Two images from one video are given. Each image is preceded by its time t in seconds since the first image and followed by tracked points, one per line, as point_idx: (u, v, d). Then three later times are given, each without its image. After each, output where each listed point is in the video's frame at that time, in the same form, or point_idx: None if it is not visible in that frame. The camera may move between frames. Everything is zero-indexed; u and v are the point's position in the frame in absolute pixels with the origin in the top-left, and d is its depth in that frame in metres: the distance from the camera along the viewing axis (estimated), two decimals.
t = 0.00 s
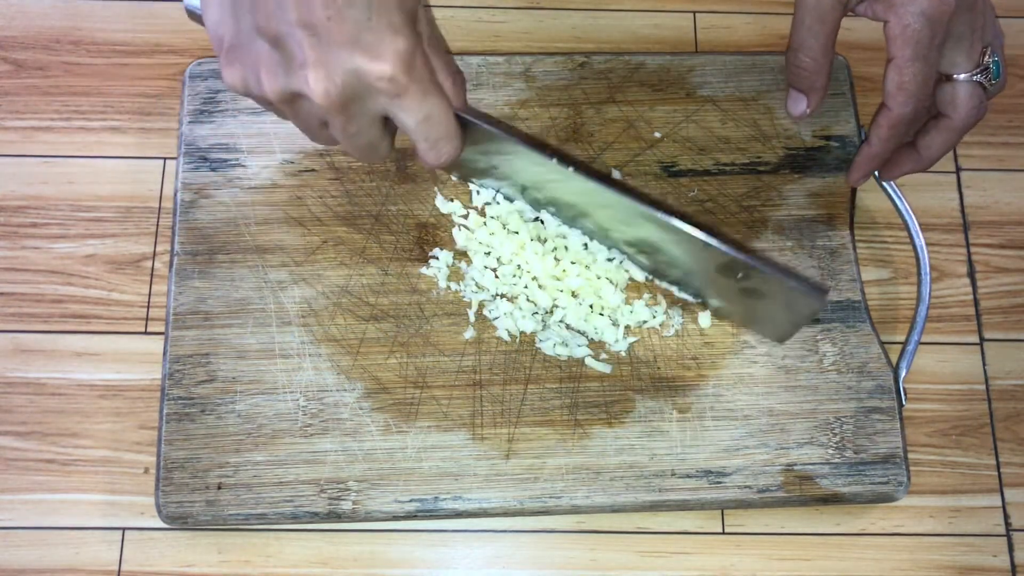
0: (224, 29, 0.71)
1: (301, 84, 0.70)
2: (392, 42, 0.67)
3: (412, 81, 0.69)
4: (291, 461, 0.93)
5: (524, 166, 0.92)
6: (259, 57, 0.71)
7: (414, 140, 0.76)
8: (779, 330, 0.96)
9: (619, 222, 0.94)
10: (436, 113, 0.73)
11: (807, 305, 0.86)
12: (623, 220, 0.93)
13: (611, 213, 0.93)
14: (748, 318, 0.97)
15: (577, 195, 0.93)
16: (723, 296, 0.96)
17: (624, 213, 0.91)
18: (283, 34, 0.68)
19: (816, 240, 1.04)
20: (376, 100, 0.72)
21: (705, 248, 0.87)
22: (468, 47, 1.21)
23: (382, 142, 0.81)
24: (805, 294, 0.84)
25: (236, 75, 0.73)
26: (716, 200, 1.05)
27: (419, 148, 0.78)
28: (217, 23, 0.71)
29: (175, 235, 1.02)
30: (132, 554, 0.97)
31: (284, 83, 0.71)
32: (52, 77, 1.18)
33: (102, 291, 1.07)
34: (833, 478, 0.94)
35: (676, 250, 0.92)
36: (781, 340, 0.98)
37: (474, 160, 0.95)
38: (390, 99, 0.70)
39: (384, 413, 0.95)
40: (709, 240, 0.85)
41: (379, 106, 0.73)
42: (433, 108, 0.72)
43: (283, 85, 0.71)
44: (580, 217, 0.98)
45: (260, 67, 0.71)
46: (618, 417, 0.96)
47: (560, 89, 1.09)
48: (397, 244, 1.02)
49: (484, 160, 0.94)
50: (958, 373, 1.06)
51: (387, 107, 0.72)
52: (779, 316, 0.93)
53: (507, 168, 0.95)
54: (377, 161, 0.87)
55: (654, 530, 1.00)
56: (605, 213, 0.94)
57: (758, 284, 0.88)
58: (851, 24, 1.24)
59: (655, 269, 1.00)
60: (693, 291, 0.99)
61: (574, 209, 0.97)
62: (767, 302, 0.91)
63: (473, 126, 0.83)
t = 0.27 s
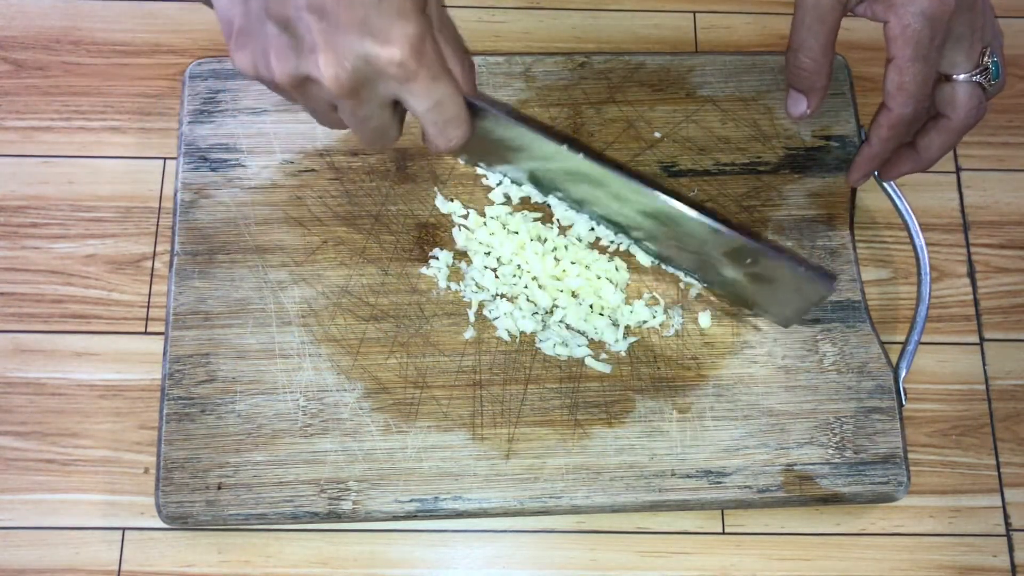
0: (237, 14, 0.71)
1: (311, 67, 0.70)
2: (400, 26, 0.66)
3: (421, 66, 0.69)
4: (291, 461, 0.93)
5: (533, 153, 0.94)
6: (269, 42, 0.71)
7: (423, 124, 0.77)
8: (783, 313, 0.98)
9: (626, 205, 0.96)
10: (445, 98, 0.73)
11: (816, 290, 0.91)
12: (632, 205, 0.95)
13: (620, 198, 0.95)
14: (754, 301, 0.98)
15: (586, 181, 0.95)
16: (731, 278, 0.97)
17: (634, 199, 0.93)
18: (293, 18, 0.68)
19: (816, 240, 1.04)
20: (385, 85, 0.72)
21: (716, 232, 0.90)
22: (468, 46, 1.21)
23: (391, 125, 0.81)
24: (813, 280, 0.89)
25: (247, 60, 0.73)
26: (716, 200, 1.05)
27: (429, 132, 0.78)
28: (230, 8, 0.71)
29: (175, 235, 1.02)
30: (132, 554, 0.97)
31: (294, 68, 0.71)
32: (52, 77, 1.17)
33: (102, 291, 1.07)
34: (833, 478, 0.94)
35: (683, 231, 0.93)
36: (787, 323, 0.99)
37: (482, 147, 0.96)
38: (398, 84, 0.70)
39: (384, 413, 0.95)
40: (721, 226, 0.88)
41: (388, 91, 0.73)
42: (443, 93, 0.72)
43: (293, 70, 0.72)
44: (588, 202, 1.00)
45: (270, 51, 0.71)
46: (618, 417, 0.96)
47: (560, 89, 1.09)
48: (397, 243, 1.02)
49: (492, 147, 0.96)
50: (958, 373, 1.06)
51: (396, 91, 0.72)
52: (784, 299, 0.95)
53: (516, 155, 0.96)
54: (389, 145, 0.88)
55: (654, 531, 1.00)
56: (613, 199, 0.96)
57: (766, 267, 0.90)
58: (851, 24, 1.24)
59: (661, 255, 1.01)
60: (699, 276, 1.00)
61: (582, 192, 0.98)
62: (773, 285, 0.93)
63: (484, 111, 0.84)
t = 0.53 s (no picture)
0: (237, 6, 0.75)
1: (306, 59, 0.72)
2: (394, 19, 0.67)
3: (415, 59, 0.70)
4: (291, 461, 0.93)
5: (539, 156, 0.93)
6: (268, 33, 0.73)
7: (420, 121, 0.77)
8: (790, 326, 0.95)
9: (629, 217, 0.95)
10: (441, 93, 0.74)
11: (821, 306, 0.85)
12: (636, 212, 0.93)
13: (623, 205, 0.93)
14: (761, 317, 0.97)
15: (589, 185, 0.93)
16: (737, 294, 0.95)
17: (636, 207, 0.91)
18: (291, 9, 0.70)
19: (816, 240, 1.04)
20: (380, 79, 0.73)
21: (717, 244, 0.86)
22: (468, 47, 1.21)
23: (390, 123, 0.82)
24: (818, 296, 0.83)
25: (245, 52, 0.76)
26: (716, 200, 1.05)
27: (427, 129, 0.79)
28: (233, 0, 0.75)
29: (175, 235, 1.02)
30: (132, 554, 0.97)
31: (290, 59, 0.73)
32: (52, 77, 1.18)
33: (102, 291, 1.07)
34: (833, 478, 0.94)
35: (686, 244, 0.92)
36: (798, 340, 0.97)
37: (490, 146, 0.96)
38: (393, 77, 0.72)
39: (384, 413, 0.95)
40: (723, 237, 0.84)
41: (384, 86, 0.74)
42: (437, 88, 0.73)
43: (290, 62, 0.74)
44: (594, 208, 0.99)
45: (268, 43, 0.73)
46: (618, 417, 0.95)
47: (560, 89, 1.09)
48: (397, 243, 1.02)
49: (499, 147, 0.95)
50: (958, 373, 1.06)
51: (392, 86, 0.73)
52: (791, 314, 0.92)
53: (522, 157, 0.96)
54: (390, 143, 0.89)
55: (654, 531, 1.00)
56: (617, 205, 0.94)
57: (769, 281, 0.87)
58: (851, 25, 1.24)
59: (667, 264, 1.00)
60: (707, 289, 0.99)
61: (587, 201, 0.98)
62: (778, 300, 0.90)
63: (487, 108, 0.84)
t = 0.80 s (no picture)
0: (219, 22, 0.70)
1: (293, 83, 0.69)
2: (387, 47, 0.66)
3: (407, 88, 0.69)
4: (291, 461, 0.93)
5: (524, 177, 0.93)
6: (252, 53, 0.69)
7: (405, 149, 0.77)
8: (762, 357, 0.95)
9: (611, 240, 0.94)
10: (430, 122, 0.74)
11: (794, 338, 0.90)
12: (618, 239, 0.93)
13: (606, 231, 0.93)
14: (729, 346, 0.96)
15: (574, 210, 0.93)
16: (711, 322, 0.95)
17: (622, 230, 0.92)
18: (278, 32, 0.67)
19: (816, 240, 1.04)
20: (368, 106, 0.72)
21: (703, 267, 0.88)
22: (468, 47, 1.21)
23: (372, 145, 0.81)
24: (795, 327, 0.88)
25: (229, 71, 0.72)
26: (716, 200, 1.05)
27: (412, 157, 0.78)
28: (213, 16, 0.70)
29: (175, 235, 1.02)
30: (132, 554, 0.97)
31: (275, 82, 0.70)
32: (52, 77, 1.17)
33: (102, 291, 1.07)
34: (833, 478, 0.94)
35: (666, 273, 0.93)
36: (762, 371, 0.97)
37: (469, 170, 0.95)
38: (382, 106, 0.70)
39: (384, 413, 0.95)
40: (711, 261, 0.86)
41: (371, 112, 0.73)
42: (427, 117, 0.72)
43: (274, 85, 0.70)
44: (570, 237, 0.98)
45: (252, 64, 0.70)
46: (618, 416, 0.96)
47: (560, 89, 1.09)
48: (397, 244, 1.02)
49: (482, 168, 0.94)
50: (958, 373, 1.06)
51: (379, 114, 0.72)
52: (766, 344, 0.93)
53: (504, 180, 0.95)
54: (370, 167, 0.88)
55: (654, 530, 1.00)
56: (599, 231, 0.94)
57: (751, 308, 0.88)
58: (852, 24, 1.24)
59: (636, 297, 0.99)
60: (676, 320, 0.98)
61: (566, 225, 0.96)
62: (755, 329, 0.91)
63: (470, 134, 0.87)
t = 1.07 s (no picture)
0: (194, 52, 0.70)
1: (268, 115, 0.69)
2: (363, 81, 0.67)
3: (382, 121, 0.70)
4: (291, 461, 0.93)
5: (494, 210, 0.91)
6: (227, 84, 0.69)
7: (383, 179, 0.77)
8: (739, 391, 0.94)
9: (584, 273, 0.92)
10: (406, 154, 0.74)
11: (768, 379, 0.87)
12: (590, 273, 0.91)
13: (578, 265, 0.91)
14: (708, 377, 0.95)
15: (546, 243, 0.92)
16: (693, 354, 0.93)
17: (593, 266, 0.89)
18: (253, 64, 0.67)
19: (816, 240, 1.04)
20: (343, 138, 0.72)
21: (672, 308, 0.86)
22: (468, 47, 1.21)
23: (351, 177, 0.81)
24: (768, 370, 0.85)
25: (203, 101, 0.71)
26: (716, 199, 1.05)
27: (390, 189, 0.78)
28: (188, 47, 0.70)
29: (175, 235, 1.02)
30: (132, 554, 0.97)
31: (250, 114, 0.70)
32: (52, 77, 1.18)
33: (102, 291, 1.07)
34: (833, 478, 0.94)
35: (640, 307, 0.90)
36: (743, 402, 0.96)
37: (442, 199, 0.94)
38: (358, 138, 0.71)
39: (384, 413, 0.95)
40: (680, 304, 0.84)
41: (347, 144, 0.73)
42: (403, 150, 0.73)
43: (250, 116, 0.70)
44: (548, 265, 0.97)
45: (227, 95, 0.70)
46: (618, 416, 0.96)
47: (560, 89, 1.09)
48: (397, 244, 1.02)
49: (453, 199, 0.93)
50: (958, 373, 1.06)
51: (356, 145, 0.73)
52: (741, 380, 0.91)
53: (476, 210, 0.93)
54: (347, 196, 0.87)
55: (655, 531, 1.00)
56: (571, 264, 0.92)
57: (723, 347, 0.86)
58: (852, 24, 1.24)
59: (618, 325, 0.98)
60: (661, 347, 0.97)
61: (541, 256, 0.95)
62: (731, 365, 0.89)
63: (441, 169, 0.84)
